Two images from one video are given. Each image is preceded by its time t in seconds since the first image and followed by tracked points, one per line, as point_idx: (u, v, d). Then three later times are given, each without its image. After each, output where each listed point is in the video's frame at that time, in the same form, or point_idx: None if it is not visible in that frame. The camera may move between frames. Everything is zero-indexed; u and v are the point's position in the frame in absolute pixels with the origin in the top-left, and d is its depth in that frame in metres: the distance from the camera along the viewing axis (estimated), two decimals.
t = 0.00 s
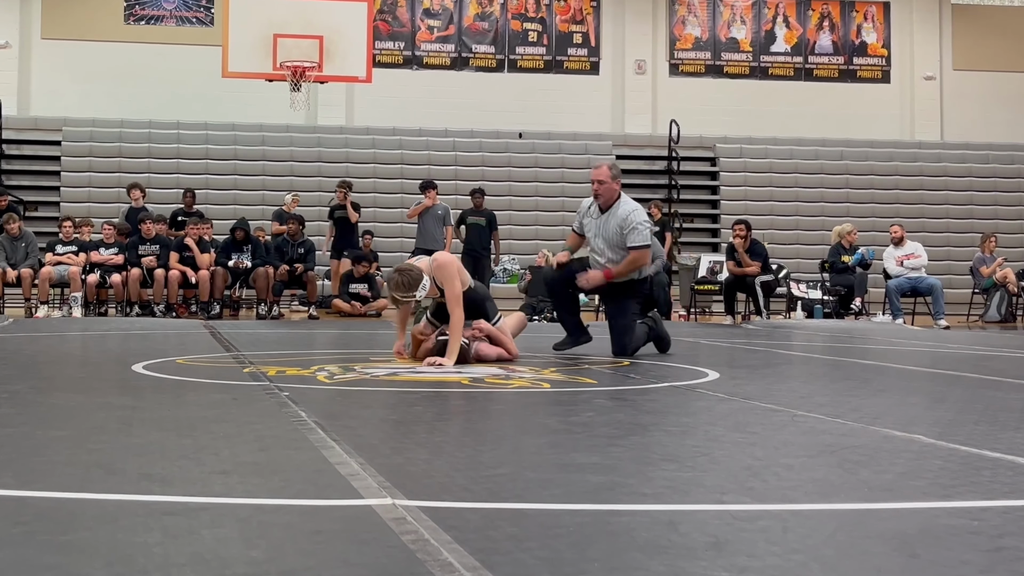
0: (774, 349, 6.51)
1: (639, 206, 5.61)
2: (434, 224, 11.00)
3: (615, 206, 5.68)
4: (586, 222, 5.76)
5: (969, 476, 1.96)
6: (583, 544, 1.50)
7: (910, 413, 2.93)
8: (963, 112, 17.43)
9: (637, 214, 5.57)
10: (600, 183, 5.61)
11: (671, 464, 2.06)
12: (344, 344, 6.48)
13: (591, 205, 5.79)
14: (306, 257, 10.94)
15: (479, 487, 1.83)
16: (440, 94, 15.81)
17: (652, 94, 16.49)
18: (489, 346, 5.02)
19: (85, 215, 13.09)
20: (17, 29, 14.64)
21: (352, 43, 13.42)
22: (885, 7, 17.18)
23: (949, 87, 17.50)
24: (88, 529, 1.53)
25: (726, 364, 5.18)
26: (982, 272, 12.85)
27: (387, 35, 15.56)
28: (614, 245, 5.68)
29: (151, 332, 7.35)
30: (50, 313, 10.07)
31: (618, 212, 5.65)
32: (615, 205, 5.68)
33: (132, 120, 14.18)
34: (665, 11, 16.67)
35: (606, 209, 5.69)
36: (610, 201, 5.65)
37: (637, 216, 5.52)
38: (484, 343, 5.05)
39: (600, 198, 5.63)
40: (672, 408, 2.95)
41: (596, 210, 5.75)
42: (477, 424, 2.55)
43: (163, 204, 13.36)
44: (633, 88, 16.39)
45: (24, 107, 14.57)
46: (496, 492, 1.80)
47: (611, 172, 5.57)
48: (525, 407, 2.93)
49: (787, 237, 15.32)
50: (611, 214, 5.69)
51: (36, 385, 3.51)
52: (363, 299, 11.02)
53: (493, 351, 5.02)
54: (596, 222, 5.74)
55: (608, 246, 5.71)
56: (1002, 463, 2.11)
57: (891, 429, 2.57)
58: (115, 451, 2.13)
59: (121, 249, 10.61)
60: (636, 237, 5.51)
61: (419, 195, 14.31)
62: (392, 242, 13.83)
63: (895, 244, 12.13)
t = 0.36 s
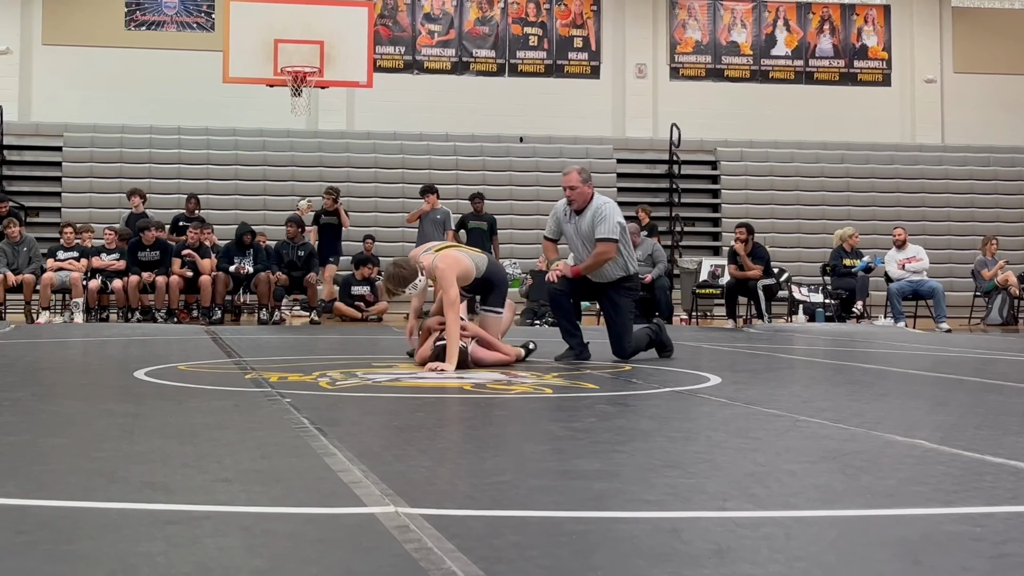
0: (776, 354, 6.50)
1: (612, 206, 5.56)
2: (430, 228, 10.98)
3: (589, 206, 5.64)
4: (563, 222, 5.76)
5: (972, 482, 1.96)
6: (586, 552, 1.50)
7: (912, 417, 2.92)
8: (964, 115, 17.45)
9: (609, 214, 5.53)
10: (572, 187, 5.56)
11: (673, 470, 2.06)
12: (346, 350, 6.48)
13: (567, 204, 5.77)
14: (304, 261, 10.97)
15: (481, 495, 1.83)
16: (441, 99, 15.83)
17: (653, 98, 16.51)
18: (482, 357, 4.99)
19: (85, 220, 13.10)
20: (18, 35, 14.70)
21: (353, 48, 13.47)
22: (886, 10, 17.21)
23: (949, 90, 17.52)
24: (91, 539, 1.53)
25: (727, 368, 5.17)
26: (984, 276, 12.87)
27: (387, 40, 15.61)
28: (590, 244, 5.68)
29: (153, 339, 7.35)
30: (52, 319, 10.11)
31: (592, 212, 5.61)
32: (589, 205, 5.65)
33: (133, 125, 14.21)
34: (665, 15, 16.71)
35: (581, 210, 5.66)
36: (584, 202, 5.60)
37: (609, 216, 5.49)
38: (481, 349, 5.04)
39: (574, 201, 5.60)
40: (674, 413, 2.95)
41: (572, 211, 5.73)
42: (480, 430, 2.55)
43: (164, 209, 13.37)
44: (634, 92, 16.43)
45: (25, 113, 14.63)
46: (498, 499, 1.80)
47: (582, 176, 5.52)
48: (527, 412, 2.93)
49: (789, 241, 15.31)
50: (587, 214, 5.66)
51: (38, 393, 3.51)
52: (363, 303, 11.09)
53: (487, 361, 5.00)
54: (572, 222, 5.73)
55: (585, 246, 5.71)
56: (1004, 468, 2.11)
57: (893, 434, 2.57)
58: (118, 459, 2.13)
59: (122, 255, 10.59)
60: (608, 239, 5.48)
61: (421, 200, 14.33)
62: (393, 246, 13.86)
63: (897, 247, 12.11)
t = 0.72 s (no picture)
0: (779, 359, 6.49)
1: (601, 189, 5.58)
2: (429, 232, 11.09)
3: (576, 191, 5.64)
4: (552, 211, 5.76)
5: (975, 490, 1.96)
6: (591, 563, 1.50)
7: (916, 424, 2.92)
8: (967, 118, 17.51)
9: (599, 199, 5.55)
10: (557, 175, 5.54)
11: (677, 479, 2.06)
12: (349, 355, 6.50)
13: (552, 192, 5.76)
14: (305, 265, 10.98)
15: (485, 504, 1.83)
16: (445, 104, 15.99)
17: (654, 102, 16.64)
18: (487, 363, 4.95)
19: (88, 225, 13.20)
20: (21, 44, 15.09)
21: (355, 53, 13.50)
22: (888, 13, 17.31)
23: (951, 93, 17.57)
24: (96, 551, 1.53)
25: (730, 375, 5.17)
26: (988, 280, 12.97)
27: (390, 45, 15.79)
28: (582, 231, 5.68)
29: (158, 345, 7.38)
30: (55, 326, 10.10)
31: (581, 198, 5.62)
32: (575, 190, 5.65)
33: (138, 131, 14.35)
34: (667, 20, 16.83)
35: (568, 196, 5.66)
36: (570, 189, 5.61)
37: (599, 201, 5.51)
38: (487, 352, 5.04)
39: (560, 188, 5.60)
40: (678, 421, 2.95)
41: (559, 198, 5.73)
42: (483, 438, 2.55)
43: (167, 215, 13.43)
44: (636, 96, 16.54)
45: (27, 120, 15.06)
46: (502, 509, 1.80)
47: (566, 162, 5.51)
48: (531, 420, 2.93)
49: (791, 245, 15.36)
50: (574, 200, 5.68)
51: (43, 402, 3.52)
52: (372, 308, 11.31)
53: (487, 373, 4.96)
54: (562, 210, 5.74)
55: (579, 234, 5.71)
56: (1009, 475, 2.11)
57: (898, 441, 2.57)
58: (122, 469, 2.14)
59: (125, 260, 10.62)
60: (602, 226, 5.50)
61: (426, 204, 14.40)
62: (397, 252, 13.83)
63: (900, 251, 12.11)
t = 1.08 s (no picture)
0: (782, 365, 6.50)
1: (618, 160, 5.85)
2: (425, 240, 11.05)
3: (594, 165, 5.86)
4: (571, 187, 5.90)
5: (978, 501, 1.97)
6: None
7: (920, 433, 2.93)
8: (970, 122, 17.57)
9: (620, 165, 5.81)
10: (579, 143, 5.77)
11: (681, 490, 2.07)
12: (353, 363, 6.50)
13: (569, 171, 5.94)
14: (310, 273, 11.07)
15: (490, 517, 1.84)
16: (448, 109, 16.06)
17: (657, 107, 16.69)
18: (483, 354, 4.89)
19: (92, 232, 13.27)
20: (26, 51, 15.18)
21: (359, 60, 13.52)
22: (891, 18, 17.34)
23: (954, 97, 17.62)
24: (105, 565, 1.55)
25: (733, 381, 5.18)
26: (992, 284, 13.05)
27: (393, 51, 15.92)
28: (603, 201, 5.83)
29: (161, 353, 7.39)
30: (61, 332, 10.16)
31: (600, 168, 5.84)
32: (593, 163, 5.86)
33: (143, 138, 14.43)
34: (669, 26, 16.90)
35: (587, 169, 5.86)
36: (588, 160, 5.82)
37: (623, 165, 5.76)
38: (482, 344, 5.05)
39: (579, 159, 5.79)
40: (681, 430, 2.96)
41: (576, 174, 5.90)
42: (488, 449, 2.56)
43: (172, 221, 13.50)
44: (639, 101, 16.60)
45: (32, 127, 15.13)
46: (507, 521, 1.81)
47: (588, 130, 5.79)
48: (535, 430, 2.94)
49: (795, 249, 15.51)
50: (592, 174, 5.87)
51: (49, 411, 3.54)
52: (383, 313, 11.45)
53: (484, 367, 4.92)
54: (579, 185, 5.88)
55: (600, 205, 5.83)
56: (1011, 485, 2.11)
57: (901, 450, 2.58)
58: (130, 481, 2.15)
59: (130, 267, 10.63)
60: (630, 187, 5.72)
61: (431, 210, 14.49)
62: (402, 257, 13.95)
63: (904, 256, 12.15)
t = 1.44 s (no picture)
0: (786, 374, 6.52)
1: (636, 165, 5.90)
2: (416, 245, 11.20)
3: (613, 168, 5.92)
4: (588, 183, 5.96)
5: (977, 515, 1.98)
6: None
7: (921, 444, 2.94)
8: (974, 128, 17.61)
9: (637, 169, 5.86)
10: (599, 143, 5.86)
11: (683, 504, 2.09)
12: (357, 371, 6.53)
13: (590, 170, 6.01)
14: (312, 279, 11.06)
15: (494, 532, 1.86)
16: (450, 116, 16.12)
17: (659, 114, 16.74)
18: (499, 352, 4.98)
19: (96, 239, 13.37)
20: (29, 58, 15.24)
21: (362, 68, 13.56)
22: (893, 25, 17.39)
23: (956, 104, 17.64)
24: None
25: (736, 391, 5.20)
26: (994, 291, 13.00)
27: (395, 58, 15.96)
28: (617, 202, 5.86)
29: (166, 361, 7.42)
30: (65, 340, 10.20)
31: (617, 170, 5.90)
32: (613, 166, 5.92)
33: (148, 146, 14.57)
34: (672, 32, 16.94)
35: (605, 169, 5.93)
36: (605, 161, 5.89)
37: (640, 169, 5.82)
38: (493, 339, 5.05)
39: (597, 159, 5.87)
40: (684, 442, 2.98)
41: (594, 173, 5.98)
42: (492, 461, 2.58)
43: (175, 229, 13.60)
44: (641, 109, 16.64)
45: (36, 135, 15.21)
46: (511, 537, 1.83)
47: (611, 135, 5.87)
48: (539, 442, 2.96)
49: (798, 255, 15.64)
50: (610, 175, 5.92)
51: (54, 422, 3.56)
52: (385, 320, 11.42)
53: (494, 364, 4.98)
54: (595, 184, 5.94)
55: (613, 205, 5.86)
56: (1010, 499, 2.13)
57: (901, 463, 2.59)
58: (138, 495, 2.17)
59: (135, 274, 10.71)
60: (646, 193, 5.75)
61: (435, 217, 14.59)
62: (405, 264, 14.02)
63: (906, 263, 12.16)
